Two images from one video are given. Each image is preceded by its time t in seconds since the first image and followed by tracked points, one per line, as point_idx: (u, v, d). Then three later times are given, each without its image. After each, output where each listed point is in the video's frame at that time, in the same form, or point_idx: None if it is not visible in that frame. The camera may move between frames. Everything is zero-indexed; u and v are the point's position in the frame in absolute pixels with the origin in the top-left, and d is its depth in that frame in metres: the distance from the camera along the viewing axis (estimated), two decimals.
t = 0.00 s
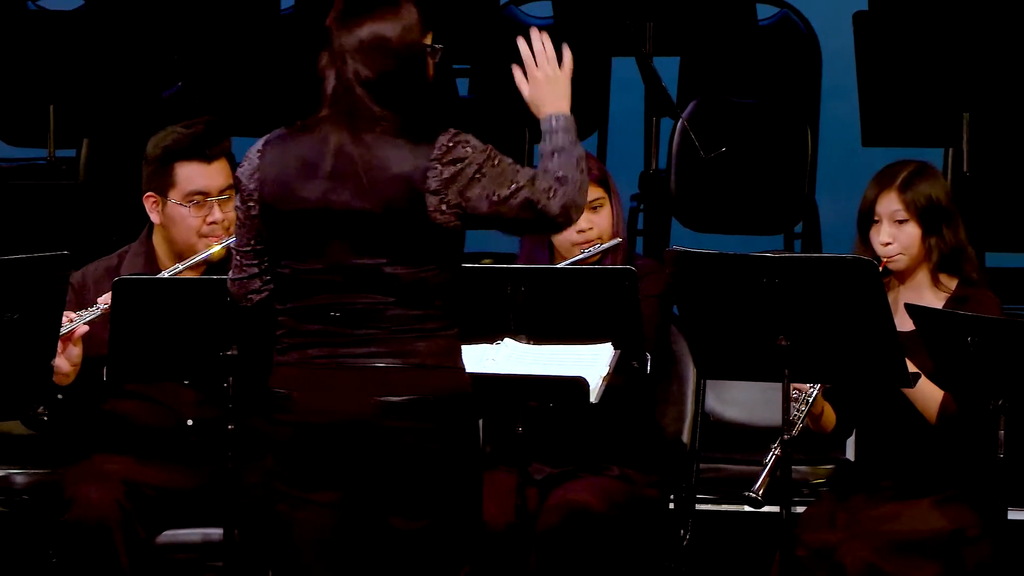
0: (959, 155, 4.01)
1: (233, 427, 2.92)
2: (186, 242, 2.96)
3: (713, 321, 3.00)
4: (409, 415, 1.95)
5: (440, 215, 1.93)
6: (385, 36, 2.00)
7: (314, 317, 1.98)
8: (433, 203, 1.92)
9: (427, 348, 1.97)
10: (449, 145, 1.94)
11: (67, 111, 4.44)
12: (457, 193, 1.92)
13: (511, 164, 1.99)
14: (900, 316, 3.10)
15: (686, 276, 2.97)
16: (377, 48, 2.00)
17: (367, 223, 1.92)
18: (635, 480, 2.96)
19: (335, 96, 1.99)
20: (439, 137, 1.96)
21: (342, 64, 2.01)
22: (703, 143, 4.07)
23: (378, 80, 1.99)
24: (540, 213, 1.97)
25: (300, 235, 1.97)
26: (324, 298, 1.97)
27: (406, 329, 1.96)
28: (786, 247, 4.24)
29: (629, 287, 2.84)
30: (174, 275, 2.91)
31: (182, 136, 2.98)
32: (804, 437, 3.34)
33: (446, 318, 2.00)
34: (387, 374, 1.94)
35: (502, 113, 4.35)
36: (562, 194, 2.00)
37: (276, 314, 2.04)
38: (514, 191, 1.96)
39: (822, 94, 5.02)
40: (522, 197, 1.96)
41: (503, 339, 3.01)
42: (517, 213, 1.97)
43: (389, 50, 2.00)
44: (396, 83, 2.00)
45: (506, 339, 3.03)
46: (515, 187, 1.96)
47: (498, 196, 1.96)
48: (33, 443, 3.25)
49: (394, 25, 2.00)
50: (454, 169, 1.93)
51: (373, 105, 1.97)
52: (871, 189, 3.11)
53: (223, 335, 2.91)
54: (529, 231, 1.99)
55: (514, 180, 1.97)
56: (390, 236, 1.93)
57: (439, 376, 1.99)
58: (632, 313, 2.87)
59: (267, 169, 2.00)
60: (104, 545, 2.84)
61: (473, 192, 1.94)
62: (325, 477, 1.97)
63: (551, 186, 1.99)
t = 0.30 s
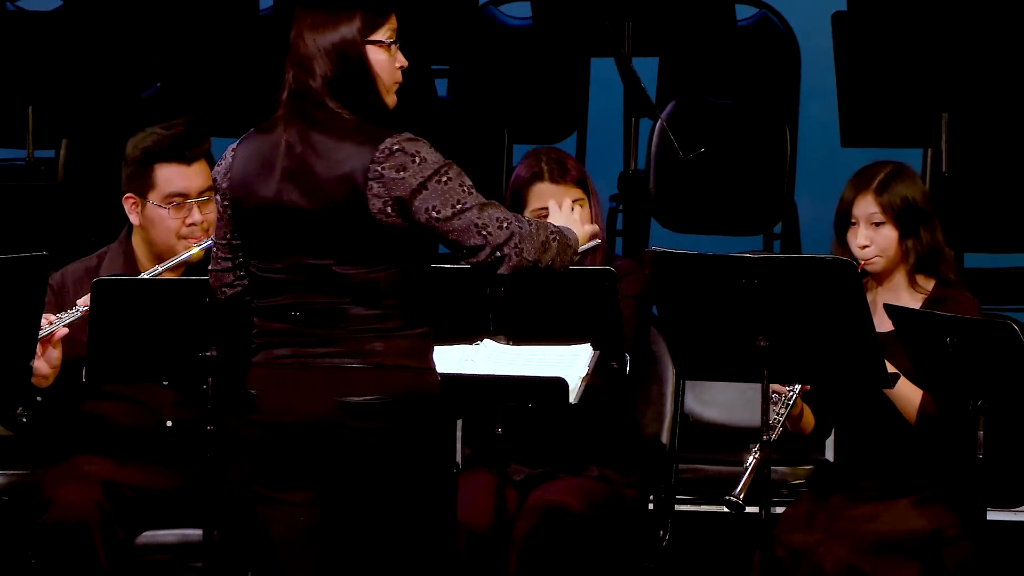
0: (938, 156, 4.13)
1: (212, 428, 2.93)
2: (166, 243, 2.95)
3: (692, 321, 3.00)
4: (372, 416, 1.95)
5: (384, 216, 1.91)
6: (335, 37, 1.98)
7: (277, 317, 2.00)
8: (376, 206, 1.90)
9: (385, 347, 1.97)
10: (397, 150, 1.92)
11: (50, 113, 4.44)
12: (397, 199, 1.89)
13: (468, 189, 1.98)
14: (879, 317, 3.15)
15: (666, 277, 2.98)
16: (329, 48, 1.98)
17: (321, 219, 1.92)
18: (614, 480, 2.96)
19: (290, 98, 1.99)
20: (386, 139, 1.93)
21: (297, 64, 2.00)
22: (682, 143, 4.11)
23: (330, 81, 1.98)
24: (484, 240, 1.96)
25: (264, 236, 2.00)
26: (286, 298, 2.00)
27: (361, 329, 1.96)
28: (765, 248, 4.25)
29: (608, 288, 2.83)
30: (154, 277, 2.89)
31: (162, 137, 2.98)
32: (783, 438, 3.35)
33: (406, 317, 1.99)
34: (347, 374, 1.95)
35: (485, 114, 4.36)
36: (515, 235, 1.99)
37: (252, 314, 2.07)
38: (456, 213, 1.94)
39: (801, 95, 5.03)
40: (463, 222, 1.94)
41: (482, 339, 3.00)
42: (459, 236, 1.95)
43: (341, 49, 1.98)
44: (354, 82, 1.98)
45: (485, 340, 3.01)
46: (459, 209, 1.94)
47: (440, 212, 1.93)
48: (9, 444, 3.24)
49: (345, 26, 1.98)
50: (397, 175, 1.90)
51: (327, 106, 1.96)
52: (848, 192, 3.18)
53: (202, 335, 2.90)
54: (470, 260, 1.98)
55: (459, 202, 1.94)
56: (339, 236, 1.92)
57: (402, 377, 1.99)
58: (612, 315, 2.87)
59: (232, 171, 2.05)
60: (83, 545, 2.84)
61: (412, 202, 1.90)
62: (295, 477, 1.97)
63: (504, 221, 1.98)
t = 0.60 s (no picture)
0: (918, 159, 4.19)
1: (194, 431, 2.93)
2: (148, 247, 2.96)
3: (674, 324, 3.02)
4: (352, 416, 1.84)
5: (365, 218, 1.79)
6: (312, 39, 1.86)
7: (264, 320, 1.92)
8: (354, 206, 1.78)
9: (370, 349, 1.86)
10: (372, 140, 1.80)
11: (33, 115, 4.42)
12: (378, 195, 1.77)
13: (453, 158, 1.80)
14: (860, 319, 3.15)
15: (647, 279, 2.99)
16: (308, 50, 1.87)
17: (298, 217, 1.83)
18: (596, 483, 2.98)
19: (271, 103, 1.90)
20: (363, 137, 1.81)
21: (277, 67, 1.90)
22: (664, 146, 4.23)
23: (308, 87, 1.86)
24: (476, 206, 1.76)
25: (251, 239, 1.92)
26: (274, 300, 1.91)
27: (344, 329, 1.86)
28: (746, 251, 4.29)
29: (590, 291, 2.84)
30: (136, 281, 2.89)
31: (143, 142, 2.97)
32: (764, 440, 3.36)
33: (399, 318, 1.89)
34: (329, 378, 1.85)
35: (471, 117, 4.36)
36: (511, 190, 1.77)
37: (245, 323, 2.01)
38: (443, 187, 1.77)
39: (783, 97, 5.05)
40: (450, 193, 1.76)
41: (465, 342, 3.00)
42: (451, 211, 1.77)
43: (318, 51, 1.86)
44: (335, 85, 1.87)
45: (466, 343, 3.01)
46: (445, 182, 1.77)
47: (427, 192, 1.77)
48: None
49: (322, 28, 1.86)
50: (375, 168, 1.77)
51: (307, 110, 1.85)
52: (829, 194, 3.18)
53: (184, 339, 2.89)
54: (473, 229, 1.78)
55: (444, 176, 1.77)
56: (319, 235, 1.83)
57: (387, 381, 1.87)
58: (590, 315, 2.89)
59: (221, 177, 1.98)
60: (65, 550, 2.84)
61: (393, 192, 1.77)
62: (270, 483, 1.88)
63: (495, 178, 1.77)
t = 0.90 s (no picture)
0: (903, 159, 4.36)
1: (179, 434, 2.91)
2: (132, 248, 2.96)
3: (660, 326, 3.00)
4: (353, 419, 1.88)
5: (379, 214, 1.86)
6: (339, 41, 1.94)
7: (261, 322, 1.94)
8: (370, 203, 1.85)
9: (373, 351, 1.91)
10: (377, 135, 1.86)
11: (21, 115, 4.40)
12: (396, 186, 1.84)
13: (457, 134, 1.90)
14: (845, 320, 3.12)
15: (633, 283, 2.98)
16: (332, 50, 1.94)
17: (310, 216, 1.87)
18: (580, 485, 2.97)
19: (287, 99, 1.93)
20: (371, 134, 1.88)
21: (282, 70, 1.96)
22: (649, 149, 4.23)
23: (332, 84, 1.92)
24: (497, 174, 1.88)
25: (248, 241, 1.93)
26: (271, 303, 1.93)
27: (349, 332, 1.91)
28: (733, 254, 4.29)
29: (575, 293, 2.84)
30: (120, 282, 2.88)
31: (127, 142, 2.97)
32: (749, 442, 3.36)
33: (394, 322, 1.94)
34: (332, 380, 1.89)
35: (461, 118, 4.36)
36: (523, 147, 1.90)
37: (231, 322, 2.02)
38: (458, 165, 1.87)
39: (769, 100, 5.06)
40: (468, 168, 1.87)
41: (449, 344, 3.00)
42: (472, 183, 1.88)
43: (343, 53, 1.94)
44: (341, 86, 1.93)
45: (451, 345, 3.01)
46: (459, 160, 1.87)
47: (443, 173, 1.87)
48: None
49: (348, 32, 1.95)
50: (391, 161, 1.84)
51: (314, 108, 1.91)
52: (817, 195, 3.14)
53: (169, 341, 2.87)
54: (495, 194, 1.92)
55: (456, 154, 1.87)
56: (327, 237, 1.88)
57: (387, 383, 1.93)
58: (577, 317, 2.88)
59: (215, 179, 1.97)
60: (48, 551, 2.83)
61: (412, 179, 1.84)
62: (268, 486, 1.91)
63: (506, 142, 1.90)
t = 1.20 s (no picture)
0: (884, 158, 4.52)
1: (161, 432, 2.91)
2: (114, 246, 2.97)
3: (641, 324, 2.99)
4: (347, 418, 2.00)
5: (383, 216, 1.99)
6: (336, 43, 2.10)
7: (256, 322, 2.03)
8: (375, 206, 1.98)
9: (370, 351, 2.04)
10: (391, 145, 1.99)
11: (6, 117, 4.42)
12: (397, 195, 1.97)
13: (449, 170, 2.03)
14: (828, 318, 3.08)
15: (616, 280, 2.96)
16: (330, 51, 2.09)
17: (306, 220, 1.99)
18: (562, 483, 2.98)
19: (285, 93, 2.05)
20: (379, 139, 2.01)
21: (278, 63, 2.09)
22: (631, 147, 4.43)
23: (331, 83, 2.08)
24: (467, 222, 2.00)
25: (244, 242, 2.02)
26: (265, 304, 2.03)
27: (349, 332, 2.03)
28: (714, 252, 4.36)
29: (557, 291, 2.83)
30: (101, 280, 2.89)
31: (109, 139, 2.99)
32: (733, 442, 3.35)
33: (386, 321, 2.07)
34: (329, 378, 2.00)
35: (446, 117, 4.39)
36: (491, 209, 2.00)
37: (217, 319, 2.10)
38: (447, 198, 1.99)
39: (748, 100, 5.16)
40: (452, 204, 1.99)
41: (432, 342, 3.00)
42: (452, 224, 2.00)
43: (340, 54, 2.10)
44: (337, 84, 2.08)
45: (433, 343, 3.02)
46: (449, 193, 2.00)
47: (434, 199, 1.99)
48: None
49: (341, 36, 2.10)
50: (396, 172, 1.97)
51: (312, 106, 2.05)
52: (805, 194, 3.10)
53: (151, 339, 2.88)
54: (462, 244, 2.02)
55: (448, 186, 2.00)
56: (326, 240, 2.00)
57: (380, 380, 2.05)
58: (558, 315, 2.89)
59: (205, 173, 2.04)
60: (29, 548, 2.82)
61: (411, 194, 1.97)
62: (266, 477, 2.01)
63: (484, 195, 2.01)
